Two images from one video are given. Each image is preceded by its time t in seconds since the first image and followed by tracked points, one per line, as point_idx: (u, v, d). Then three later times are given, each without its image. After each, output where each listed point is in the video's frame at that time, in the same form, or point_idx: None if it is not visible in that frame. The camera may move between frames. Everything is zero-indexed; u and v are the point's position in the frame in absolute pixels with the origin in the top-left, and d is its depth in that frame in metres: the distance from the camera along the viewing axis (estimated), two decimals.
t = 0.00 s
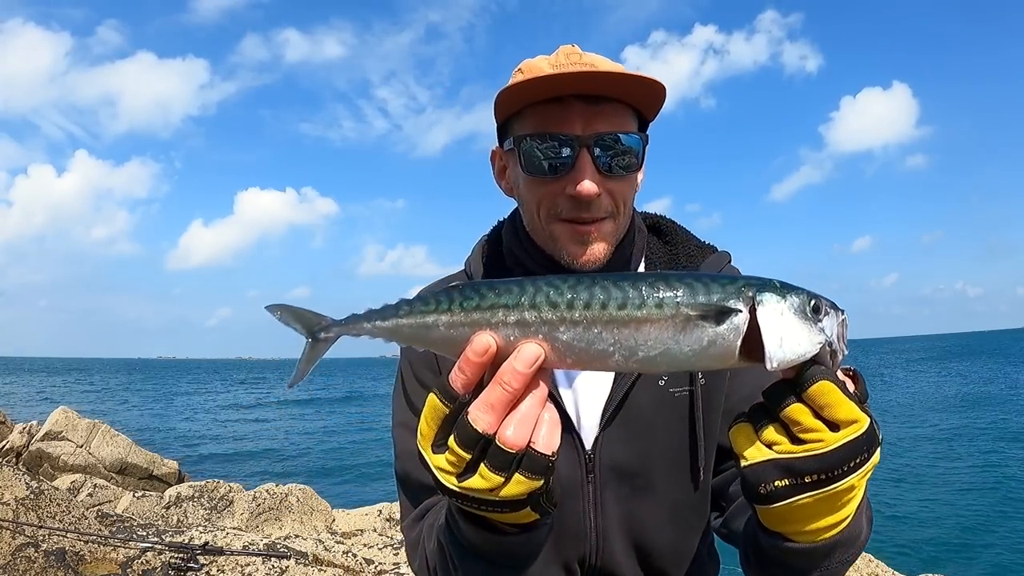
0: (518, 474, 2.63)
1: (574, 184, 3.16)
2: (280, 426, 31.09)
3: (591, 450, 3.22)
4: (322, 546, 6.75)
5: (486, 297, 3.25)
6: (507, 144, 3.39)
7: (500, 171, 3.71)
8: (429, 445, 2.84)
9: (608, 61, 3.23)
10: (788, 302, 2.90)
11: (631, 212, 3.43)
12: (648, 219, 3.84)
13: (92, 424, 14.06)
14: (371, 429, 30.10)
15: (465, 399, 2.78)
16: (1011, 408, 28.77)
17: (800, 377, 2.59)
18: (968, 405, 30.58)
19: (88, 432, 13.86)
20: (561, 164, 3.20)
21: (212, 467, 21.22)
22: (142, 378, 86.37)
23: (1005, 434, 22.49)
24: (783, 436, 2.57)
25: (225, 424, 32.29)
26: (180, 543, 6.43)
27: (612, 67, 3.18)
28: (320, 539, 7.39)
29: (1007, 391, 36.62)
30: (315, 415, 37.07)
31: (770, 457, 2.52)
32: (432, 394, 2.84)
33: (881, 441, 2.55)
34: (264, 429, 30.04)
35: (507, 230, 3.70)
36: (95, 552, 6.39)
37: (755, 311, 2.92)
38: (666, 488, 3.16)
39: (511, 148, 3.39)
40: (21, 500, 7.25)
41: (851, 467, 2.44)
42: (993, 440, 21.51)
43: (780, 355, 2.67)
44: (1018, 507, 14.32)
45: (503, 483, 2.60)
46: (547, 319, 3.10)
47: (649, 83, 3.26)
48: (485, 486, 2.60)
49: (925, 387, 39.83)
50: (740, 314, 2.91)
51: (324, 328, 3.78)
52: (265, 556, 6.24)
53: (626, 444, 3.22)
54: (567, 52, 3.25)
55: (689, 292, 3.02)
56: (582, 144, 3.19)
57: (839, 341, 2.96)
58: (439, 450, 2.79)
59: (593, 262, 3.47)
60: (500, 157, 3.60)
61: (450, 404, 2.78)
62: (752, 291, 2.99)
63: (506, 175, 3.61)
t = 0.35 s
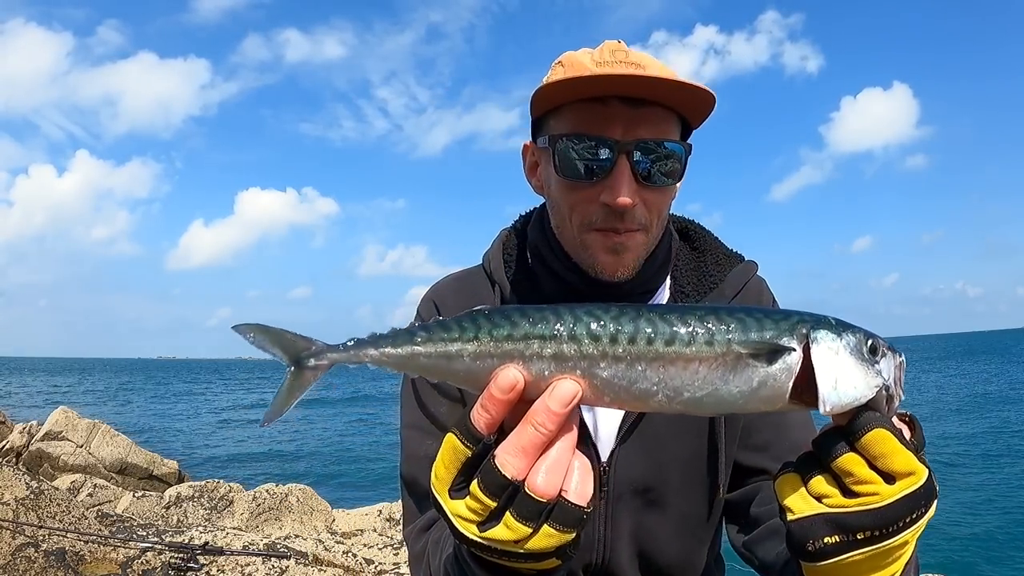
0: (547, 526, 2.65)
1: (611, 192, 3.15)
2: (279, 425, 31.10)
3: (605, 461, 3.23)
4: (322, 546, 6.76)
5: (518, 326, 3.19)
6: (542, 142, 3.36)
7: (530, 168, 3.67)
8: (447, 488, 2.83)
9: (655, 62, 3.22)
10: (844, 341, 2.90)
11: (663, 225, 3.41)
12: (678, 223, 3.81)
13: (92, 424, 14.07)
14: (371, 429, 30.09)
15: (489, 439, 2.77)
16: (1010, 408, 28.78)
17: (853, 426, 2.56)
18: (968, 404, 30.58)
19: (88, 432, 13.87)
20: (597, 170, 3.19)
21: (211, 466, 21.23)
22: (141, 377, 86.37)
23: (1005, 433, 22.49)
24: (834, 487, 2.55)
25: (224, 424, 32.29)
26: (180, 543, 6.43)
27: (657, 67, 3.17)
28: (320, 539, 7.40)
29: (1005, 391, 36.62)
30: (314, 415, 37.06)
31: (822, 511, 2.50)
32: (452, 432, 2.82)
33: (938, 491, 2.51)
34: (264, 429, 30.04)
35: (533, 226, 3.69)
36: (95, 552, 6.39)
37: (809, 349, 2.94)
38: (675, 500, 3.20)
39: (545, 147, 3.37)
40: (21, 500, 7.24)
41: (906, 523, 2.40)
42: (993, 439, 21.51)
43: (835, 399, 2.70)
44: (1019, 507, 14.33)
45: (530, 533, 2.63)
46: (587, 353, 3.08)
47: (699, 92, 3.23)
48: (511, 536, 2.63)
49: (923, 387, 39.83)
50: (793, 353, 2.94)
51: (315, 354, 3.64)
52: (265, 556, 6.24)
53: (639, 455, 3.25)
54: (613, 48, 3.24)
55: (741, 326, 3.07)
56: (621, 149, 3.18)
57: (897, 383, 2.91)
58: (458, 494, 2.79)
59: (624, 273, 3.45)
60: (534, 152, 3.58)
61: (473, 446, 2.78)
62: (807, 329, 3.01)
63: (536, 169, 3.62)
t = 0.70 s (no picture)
0: (531, 542, 2.68)
1: (613, 201, 3.15)
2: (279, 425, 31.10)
3: (610, 462, 3.22)
4: (322, 546, 6.76)
5: (503, 335, 3.21)
6: (550, 144, 3.36)
7: (540, 167, 3.66)
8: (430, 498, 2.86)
9: (666, 67, 3.19)
10: (851, 352, 2.87)
11: (667, 233, 3.41)
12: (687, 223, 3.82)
13: (92, 424, 14.07)
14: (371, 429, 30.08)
15: (471, 451, 2.78)
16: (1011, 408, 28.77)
17: (857, 439, 2.55)
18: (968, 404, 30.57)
19: (88, 432, 13.87)
20: (600, 177, 3.19)
21: (212, 466, 21.23)
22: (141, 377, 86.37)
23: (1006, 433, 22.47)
24: (833, 500, 2.56)
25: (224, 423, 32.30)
26: (180, 543, 6.44)
27: (665, 75, 3.14)
28: (320, 539, 7.40)
29: (1007, 391, 36.59)
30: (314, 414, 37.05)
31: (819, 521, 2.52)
32: (434, 443, 2.81)
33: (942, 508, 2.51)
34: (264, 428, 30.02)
35: (540, 226, 3.70)
36: (95, 551, 6.39)
37: (812, 361, 2.92)
38: (678, 502, 3.20)
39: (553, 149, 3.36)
40: (21, 500, 7.25)
41: (905, 543, 2.41)
42: (993, 439, 21.51)
43: (836, 415, 2.65)
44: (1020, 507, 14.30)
45: (514, 549, 2.67)
46: (575, 365, 3.07)
47: (704, 107, 3.20)
48: (494, 551, 2.67)
49: (924, 387, 39.81)
50: (796, 366, 2.92)
51: (305, 358, 3.75)
52: (265, 556, 6.25)
53: (643, 457, 3.24)
54: (622, 52, 3.20)
55: (741, 336, 3.05)
56: (626, 157, 3.17)
57: (908, 396, 2.88)
58: (442, 504, 2.84)
59: (626, 280, 3.45)
60: (544, 151, 3.57)
61: (455, 458, 2.77)
62: (811, 339, 2.99)
63: (546, 167, 3.62)
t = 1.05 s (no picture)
0: (508, 551, 2.68)
1: (605, 190, 3.17)
2: (280, 425, 31.10)
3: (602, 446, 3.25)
4: (322, 546, 6.76)
5: (475, 343, 3.20)
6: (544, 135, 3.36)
7: (534, 157, 3.67)
8: (407, 507, 2.88)
9: (656, 66, 3.19)
10: (829, 370, 2.84)
11: (656, 221, 3.44)
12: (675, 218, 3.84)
13: (91, 424, 14.07)
14: (371, 429, 30.09)
15: (442, 460, 2.81)
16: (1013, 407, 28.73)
17: (834, 454, 2.56)
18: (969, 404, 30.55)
19: (88, 432, 13.87)
20: (594, 168, 3.20)
21: (212, 466, 21.24)
22: (142, 377, 86.40)
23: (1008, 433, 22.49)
24: (807, 514, 2.56)
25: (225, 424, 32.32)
26: (180, 543, 6.44)
27: (656, 75, 3.14)
28: (320, 539, 7.40)
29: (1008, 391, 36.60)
30: (314, 414, 37.05)
31: (791, 535, 2.51)
32: (405, 452, 2.83)
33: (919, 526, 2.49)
34: (265, 428, 30.03)
35: (533, 218, 3.70)
36: (95, 552, 6.39)
37: (790, 378, 2.91)
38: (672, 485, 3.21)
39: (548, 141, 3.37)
40: (21, 500, 7.25)
41: (877, 559, 2.40)
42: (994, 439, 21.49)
43: (812, 432, 2.64)
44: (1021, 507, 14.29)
45: (491, 558, 2.67)
46: (549, 376, 3.08)
47: (693, 108, 3.26)
48: (471, 560, 2.68)
49: (926, 386, 39.84)
50: (774, 382, 2.92)
51: (281, 357, 3.82)
52: (266, 556, 6.25)
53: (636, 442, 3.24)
54: (615, 50, 3.19)
55: (720, 350, 3.06)
56: (617, 149, 3.19)
57: (887, 412, 2.87)
58: (418, 513, 2.85)
59: (616, 267, 3.47)
60: (538, 142, 3.58)
61: (426, 468, 2.81)
62: (789, 355, 2.98)
63: (540, 158, 3.62)
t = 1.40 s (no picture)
0: (507, 533, 2.69)
1: (579, 186, 3.20)
2: (280, 425, 31.11)
3: (596, 433, 3.27)
4: (322, 546, 6.76)
5: (471, 336, 3.21)
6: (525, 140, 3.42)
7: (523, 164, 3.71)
8: (409, 491, 2.87)
9: (624, 69, 3.20)
10: (812, 354, 2.84)
11: (637, 216, 3.43)
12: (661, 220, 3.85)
13: (92, 424, 14.08)
14: (372, 429, 30.12)
15: (444, 447, 2.81)
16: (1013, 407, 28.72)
17: (821, 435, 2.54)
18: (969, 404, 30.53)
19: (88, 432, 13.88)
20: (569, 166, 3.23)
21: (212, 467, 21.24)
22: (142, 377, 86.39)
23: (1008, 433, 22.51)
24: (796, 493, 2.55)
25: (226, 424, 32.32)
26: (180, 543, 6.44)
27: (624, 78, 3.15)
28: (320, 539, 7.39)
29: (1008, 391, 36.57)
30: (315, 416, 37.04)
31: (780, 513, 2.51)
32: (408, 439, 2.84)
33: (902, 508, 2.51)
34: (265, 429, 30.04)
35: (524, 220, 3.73)
36: (95, 552, 6.39)
37: (774, 363, 2.90)
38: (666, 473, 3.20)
39: (528, 146, 3.42)
40: (21, 500, 7.24)
41: (863, 537, 2.41)
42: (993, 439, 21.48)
43: (796, 415, 2.62)
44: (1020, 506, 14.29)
45: (491, 540, 2.67)
46: (542, 365, 3.09)
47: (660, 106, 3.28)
48: (472, 541, 2.67)
49: (927, 386, 39.82)
50: (757, 366, 2.91)
51: (293, 357, 3.83)
52: (266, 556, 6.25)
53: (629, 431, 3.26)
54: (586, 58, 3.21)
55: (704, 335, 3.05)
56: (589, 148, 3.22)
57: (872, 395, 2.84)
58: (421, 497, 2.84)
59: (602, 263, 3.45)
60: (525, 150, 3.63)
61: (429, 454, 2.80)
62: (774, 340, 2.97)
63: (527, 164, 3.66)
